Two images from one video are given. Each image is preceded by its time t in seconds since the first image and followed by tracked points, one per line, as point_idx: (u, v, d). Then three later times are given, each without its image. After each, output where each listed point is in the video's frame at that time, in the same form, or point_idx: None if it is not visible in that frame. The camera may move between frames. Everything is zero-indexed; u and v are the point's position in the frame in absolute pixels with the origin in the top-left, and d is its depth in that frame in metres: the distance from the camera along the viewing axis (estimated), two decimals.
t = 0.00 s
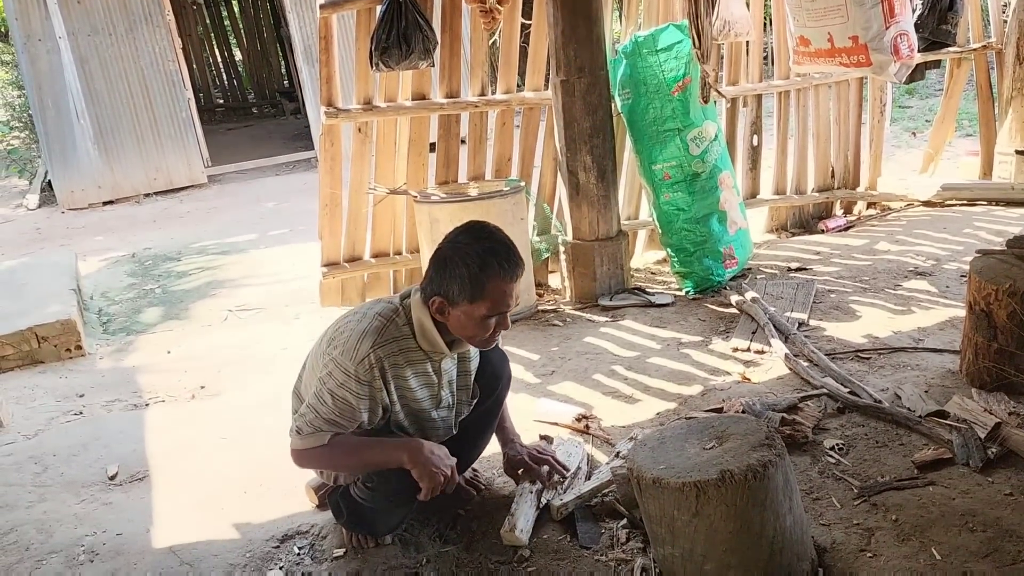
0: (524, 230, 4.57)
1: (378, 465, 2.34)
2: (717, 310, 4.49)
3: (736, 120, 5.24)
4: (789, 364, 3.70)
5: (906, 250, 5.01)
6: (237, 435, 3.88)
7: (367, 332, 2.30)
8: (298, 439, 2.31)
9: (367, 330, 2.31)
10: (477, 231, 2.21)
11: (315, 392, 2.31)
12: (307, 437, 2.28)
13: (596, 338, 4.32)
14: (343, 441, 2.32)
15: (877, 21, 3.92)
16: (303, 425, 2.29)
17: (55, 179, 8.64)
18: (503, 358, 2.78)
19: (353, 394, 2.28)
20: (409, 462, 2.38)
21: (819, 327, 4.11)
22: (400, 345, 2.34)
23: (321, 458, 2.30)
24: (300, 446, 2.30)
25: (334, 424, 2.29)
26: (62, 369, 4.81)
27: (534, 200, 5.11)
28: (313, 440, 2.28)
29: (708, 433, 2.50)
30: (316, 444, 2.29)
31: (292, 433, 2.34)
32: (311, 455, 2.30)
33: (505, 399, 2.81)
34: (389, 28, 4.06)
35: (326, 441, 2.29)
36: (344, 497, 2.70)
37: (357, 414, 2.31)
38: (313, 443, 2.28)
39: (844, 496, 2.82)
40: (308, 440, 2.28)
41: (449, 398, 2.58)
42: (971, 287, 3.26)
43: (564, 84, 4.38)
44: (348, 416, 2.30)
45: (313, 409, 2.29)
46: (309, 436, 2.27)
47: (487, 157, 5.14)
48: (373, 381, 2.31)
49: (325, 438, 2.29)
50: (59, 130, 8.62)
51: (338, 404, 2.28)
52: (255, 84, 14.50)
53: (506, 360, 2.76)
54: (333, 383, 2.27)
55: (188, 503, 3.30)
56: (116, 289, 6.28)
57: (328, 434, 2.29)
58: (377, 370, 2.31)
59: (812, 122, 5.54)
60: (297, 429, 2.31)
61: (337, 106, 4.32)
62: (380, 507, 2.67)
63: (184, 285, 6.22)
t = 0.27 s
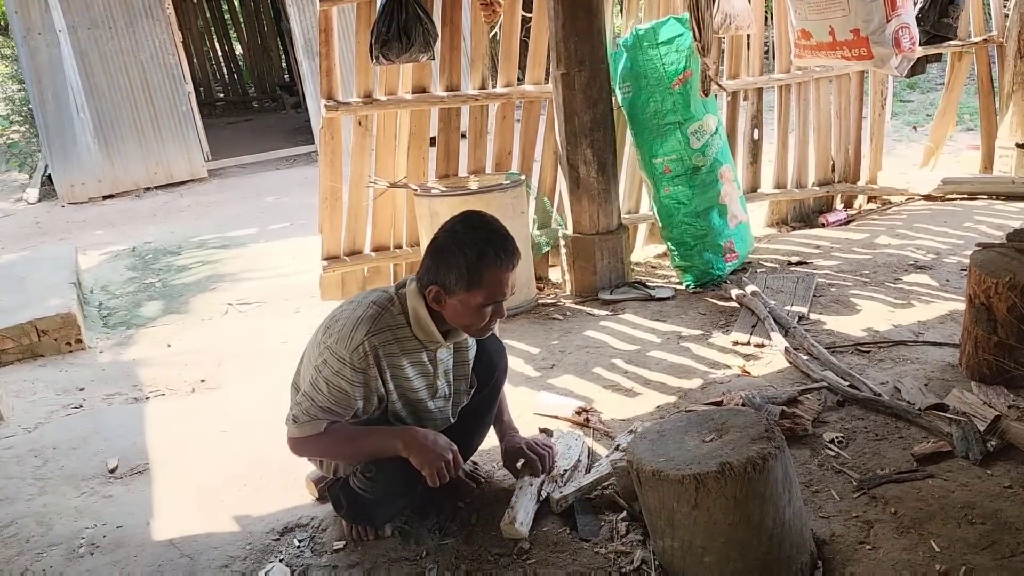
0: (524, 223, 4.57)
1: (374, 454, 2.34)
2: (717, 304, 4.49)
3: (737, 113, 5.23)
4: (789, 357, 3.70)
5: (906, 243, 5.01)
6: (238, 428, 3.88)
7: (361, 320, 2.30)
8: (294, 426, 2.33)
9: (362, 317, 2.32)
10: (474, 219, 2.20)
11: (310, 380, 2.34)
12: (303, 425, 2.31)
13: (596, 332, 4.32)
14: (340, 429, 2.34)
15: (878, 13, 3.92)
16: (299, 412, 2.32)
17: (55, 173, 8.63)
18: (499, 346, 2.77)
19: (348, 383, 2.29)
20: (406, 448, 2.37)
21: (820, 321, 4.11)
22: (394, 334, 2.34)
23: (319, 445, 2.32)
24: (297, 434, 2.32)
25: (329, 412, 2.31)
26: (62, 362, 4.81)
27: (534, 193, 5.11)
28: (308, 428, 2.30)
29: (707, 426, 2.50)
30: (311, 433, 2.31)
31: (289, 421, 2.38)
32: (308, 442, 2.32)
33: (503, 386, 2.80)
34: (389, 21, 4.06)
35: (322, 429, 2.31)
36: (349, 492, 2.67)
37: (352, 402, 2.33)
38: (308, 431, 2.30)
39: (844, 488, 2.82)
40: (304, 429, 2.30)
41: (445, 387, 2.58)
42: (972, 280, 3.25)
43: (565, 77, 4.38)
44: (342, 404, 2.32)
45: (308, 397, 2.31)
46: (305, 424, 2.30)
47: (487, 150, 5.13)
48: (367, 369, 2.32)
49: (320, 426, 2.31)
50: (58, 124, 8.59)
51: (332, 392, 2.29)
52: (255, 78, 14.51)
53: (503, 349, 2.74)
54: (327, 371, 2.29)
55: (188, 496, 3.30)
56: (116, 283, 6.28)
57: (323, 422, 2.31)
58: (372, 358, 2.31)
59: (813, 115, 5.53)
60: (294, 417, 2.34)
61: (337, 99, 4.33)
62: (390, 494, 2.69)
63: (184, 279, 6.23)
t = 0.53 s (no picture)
0: (525, 217, 4.57)
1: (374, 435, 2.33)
2: (717, 298, 4.50)
3: (738, 107, 5.22)
4: (789, 352, 3.70)
5: (907, 238, 5.01)
6: (238, 422, 3.89)
7: (357, 303, 2.31)
8: (293, 412, 2.33)
9: (358, 300, 2.32)
10: (467, 202, 2.21)
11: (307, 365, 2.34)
12: (302, 409, 2.30)
13: (597, 326, 4.32)
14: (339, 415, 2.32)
15: (881, 7, 3.92)
16: (297, 398, 2.32)
17: (55, 168, 8.62)
18: (497, 333, 2.79)
19: (346, 366, 2.29)
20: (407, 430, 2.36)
21: (820, 315, 4.11)
22: (390, 318, 2.34)
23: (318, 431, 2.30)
24: (296, 420, 2.32)
25: (328, 395, 2.31)
26: (63, 356, 4.81)
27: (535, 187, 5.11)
28: (307, 412, 2.30)
29: (707, 419, 2.51)
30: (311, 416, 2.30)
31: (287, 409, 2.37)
32: (308, 428, 2.31)
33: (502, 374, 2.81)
34: (390, 15, 4.06)
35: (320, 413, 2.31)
36: (346, 485, 2.70)
37: (350, 386, 2.33)
38: (308, 415, 2.29)
39: (844, 482, 2.83)
40: (303, 412, 2.30)
41: (442, 372, 2.59)
42: (972, 274, 3.26)
43: (566, 71, 4.37)
44: (340, 387, 2.31)
45: (308, 381, 2.31)
46: (304, 407, 2.29)
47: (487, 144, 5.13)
48: (364, 353, 2.32)
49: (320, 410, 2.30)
50: (59, 119, 8.56)
51: (330, 375, 2.29)
52: (256, 73, 14.51)
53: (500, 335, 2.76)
54: (323, 354, 2.29)
55: (189, 489, 3.31)
56: (117, 276, 6.29)
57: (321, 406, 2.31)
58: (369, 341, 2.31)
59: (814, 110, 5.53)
60: (292, 403, 2.33)
61: (337, 93, 4.33)
62: (384, 491, 2.68)
63: (185, 273, 6.23)
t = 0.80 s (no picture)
0: (526, 214, 4.57)
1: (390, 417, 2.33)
2: (718, 295, 4.50)
3: (739, 104, 5.22)
4: (789, 348, 3.71)
5: (909, 236, 5.01)
6: (239, 418, 3.89)
7: (360, 279, 2.32)
8: (306, 396, 2.23)
9: (361, 276, 2.34)
10: (460, 184, 2.22)
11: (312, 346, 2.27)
12: (317, 389, 2.22)
13: (597, 323, 4.33)
14: (353, 398, 2.29)
15: (883, 4, 3.91)
16: (308, 380, 2.23)
17: (56, 164, 8.66)
18: (494, 321, 2.81)
19: (356, 340, 2.28)
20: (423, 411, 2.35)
21: (821, 313, 4.11)
22: (390, 297, 2.35)
23: (336, 412, 2.25)
24: (309, 403, 2.23)
25: (340, 374, 2.25)
26: (64, 353, 4.82)
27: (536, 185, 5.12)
28: (323, 392, 2.22)
29: (708, 415, 2.51)
30: (326, 399, 2.23)
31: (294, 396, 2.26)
32: (325, 410, 2.25)
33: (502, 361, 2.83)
34: (391, 12, 4.06)
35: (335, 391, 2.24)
36: (337, 485, 2.73)
37: (360, 360, 2.30)
38: (325, 395, 2.23)
39: (844, 479, 2.83)
40: (318, 393, 2.22)
41: (439, 358, 2.59)
42: (973, 271, 3.26)
43: (567, 68, 4.38)
44: (352, 362, 2.27)
45: (317, 361, 2.23)
46: (319, 388, 2.22)
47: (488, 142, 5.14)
48: (371, 326, 2.32)
49: (336, 390, 2.24)
50: (59, 114, 8.60)
51: (341, 350, 2.25)
52: (256, 71, 14.52)
53: (498, 323, 2.78)
54: (333, 330, 2.26)
55: (190, 486, 3.31)
56: (118, 274, 6.29)
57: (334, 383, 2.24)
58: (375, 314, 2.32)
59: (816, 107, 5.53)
60: (302, 387, 2.24)
61: (338, 90, 4.33)
62: (370, 489, 2.69)
63: (186, 270, 6.24)
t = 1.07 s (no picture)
0: (527, 214, 4.58)
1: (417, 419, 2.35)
2: (719, 295, 4.50)
3: (740, 104, 5.22)
4: (790, 348, 3.72)
5: (910, 236, 5.01)
6: (241, 419, 3.90)
7: (362, 271, 2.33)
8: (331, 397, 2.21)
9: (362, 268, 2.34)
10: (456, 172, 2.22)
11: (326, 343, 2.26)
12: (340, 386, 2.21)
13: (599, 323, 4.33)
14: (376, 398, 2.29)
15: (884, 4, 3.91)
16: (328, 377, 2.22)
17: (58, 165, 8.66)
18: (493, 313, 2.80)
19: (368, 331, 2.28)
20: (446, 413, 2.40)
21: (821, 312, 4.12)
22: (393, 288, 2.35)
23: (362, 412, 2.24)
24: (334, 402, 2.21)
25: (359, 368, 2.24)
26: (66, 353, 4.82)
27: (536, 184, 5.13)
28: (347, 389, 2.21)
29: (708, 415, 2.52)
30: (351, 397, 2.22)
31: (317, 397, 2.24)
32: (352, 410, 2.23)
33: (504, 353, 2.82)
34: (392, 12, 4.07)
35: (357, 386, 2.23)
36: (335, 487, 2.76)
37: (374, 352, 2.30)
38: (348, 393, 2.21)
39: (844, 479, 2.84)
40: (341, 389, 2.21)
41: (439, 349, 2.58)
42: (974, 271, 3.26)
43: (568, 68, 4.38)
44: (367, 354, 2.27)
45: (335, 358, 2.22)
46: (342, 387, 2.21)
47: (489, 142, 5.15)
48: (379, 317, 2.32)
49: (359, 386, 2.23)
50: (61, 116, 8.59)
51: (355, 343, 2.25)
52: (257, 71, 14.54)
53: (497, 316, 2.77)
54: (344, 324, 2.25)
55: (192, 486, 3.32)
56: (119, 274, 6.30)
57: (354, 377, 2.23)
58: (382, 304, 2.33)
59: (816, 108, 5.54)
60: (324, 386, 2.22)
61: (339, 90, 4.34)
62: (364, 490, 2.71)
63: (187, 270, 6.24)
